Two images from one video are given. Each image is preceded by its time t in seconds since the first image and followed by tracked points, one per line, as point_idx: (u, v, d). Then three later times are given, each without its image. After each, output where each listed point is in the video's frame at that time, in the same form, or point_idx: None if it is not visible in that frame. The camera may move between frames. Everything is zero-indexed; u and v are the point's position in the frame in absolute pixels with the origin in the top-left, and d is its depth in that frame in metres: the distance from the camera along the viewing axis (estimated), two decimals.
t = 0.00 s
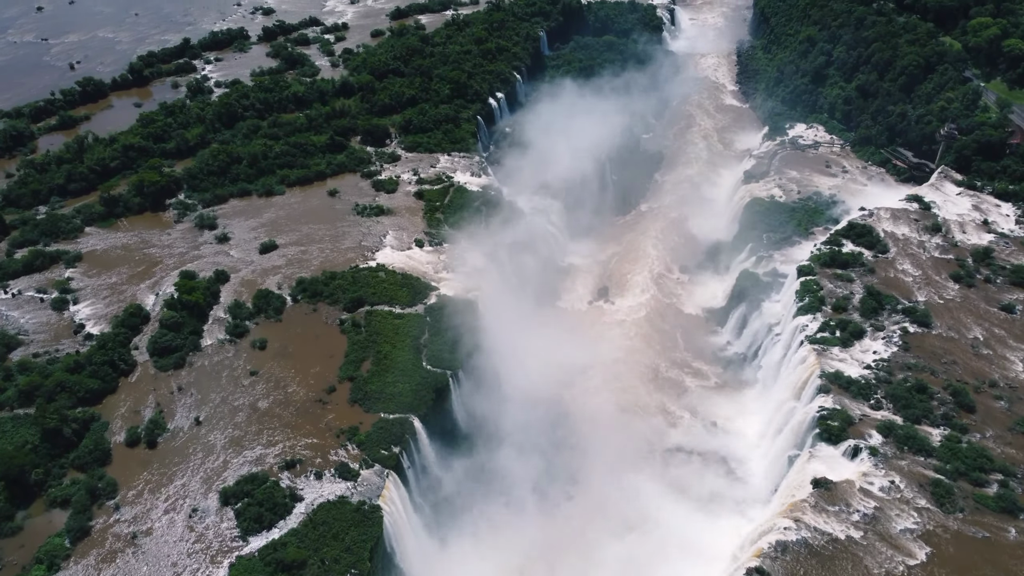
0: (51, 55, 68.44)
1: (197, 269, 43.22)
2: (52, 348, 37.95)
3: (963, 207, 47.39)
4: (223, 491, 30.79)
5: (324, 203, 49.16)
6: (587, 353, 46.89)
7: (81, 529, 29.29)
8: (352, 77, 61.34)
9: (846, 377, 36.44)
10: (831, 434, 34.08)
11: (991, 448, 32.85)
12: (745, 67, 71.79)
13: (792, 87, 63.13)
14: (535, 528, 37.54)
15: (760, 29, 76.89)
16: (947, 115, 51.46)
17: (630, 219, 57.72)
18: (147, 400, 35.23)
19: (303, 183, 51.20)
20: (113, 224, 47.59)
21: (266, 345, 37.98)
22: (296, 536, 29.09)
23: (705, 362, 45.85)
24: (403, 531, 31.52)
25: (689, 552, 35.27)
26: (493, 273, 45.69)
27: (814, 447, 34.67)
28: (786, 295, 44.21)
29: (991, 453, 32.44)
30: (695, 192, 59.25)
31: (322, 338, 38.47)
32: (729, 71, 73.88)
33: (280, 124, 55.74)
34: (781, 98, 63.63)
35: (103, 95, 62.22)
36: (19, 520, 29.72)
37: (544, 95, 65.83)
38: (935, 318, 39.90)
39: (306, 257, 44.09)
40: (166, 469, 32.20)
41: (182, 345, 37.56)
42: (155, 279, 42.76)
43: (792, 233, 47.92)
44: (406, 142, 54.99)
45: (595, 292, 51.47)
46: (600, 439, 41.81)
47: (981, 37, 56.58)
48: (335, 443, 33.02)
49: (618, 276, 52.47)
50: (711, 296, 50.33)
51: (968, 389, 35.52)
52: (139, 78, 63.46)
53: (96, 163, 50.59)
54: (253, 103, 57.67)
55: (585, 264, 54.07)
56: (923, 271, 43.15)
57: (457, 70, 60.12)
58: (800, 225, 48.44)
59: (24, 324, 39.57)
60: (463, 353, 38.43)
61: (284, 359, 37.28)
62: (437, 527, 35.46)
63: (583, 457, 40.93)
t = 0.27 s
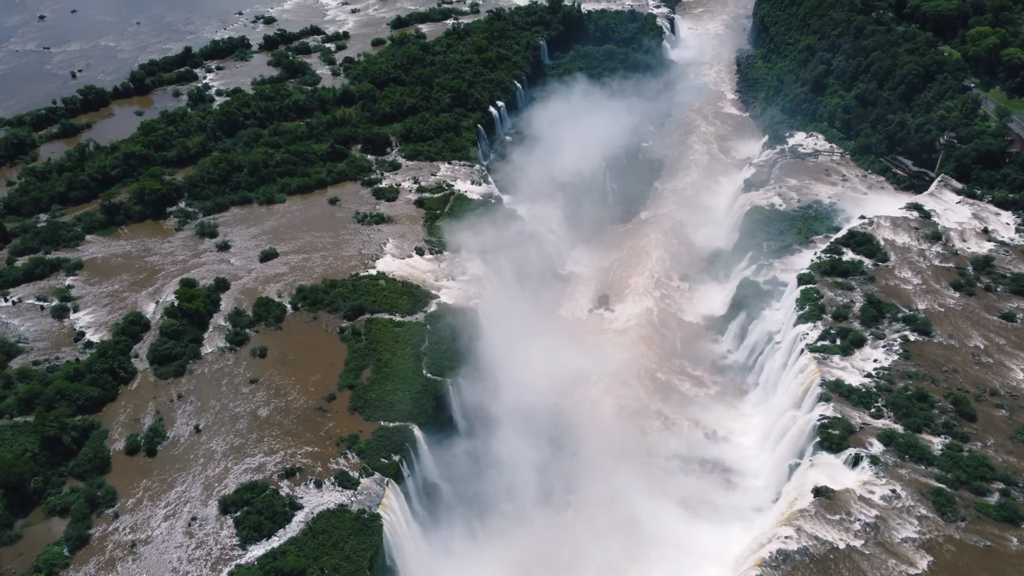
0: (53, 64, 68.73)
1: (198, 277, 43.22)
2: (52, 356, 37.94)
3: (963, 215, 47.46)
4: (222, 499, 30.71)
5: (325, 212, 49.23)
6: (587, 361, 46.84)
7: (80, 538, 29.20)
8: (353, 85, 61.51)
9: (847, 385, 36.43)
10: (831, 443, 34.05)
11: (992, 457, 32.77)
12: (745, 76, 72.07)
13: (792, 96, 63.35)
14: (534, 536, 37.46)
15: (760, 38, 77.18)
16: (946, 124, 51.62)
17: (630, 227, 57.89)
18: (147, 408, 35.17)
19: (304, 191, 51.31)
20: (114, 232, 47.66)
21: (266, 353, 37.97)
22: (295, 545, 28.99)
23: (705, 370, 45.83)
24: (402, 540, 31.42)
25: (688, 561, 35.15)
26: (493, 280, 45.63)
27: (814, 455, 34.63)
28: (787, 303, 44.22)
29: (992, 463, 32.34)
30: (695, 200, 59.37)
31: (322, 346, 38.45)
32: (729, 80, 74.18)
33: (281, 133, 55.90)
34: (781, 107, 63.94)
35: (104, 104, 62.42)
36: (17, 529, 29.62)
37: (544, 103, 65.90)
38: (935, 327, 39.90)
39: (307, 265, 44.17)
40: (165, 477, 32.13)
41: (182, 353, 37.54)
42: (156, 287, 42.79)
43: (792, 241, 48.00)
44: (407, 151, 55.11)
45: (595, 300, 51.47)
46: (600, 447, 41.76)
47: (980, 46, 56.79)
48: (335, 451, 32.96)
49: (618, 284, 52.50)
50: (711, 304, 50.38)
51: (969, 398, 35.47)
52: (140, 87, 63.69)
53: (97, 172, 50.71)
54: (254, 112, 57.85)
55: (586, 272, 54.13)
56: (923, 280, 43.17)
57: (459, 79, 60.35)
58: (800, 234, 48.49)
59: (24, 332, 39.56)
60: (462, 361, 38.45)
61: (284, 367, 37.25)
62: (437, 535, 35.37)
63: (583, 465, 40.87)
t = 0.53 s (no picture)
0: (55, 72, 69.00)
1: (198, 284, 43.25)
2: (53, 363, 37.92)
3: (963, 223, 47.52)
4: (222, 507, 30.63)
5: (325, 219, 49.31)
6: (588, 369, 46.81)
7: (79, 545, 29.13)
8: (354, 93, 61.68)
9: (848, 393, 36.40)
10: (832, 451, 34.00)
11: (994, 465, 32.70)
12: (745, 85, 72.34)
13: (792, 104, 63.55)
14: (536, 545, 37.37)
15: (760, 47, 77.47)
16: (946, 132, 51.76)
17: (630, 234, 57.94)
18: (147, 416, 35.14)
19: (304, 199, 51.40)
20: (115, 240, 47.73)
21: (266, 361, 37.96)
22: (295, 553, 28.92)
23: (706, 378, 45.81)
24: (403, 549, 31.32)
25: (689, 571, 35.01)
26: (494, 288, 45.65)
27: (815, 463, 34.56)
28: (787, 310, 44.23)
29: (994, 471, 32.28)
30: (695, 208, 59.48)
31: (322, 354, 38.44)
32: (729, 88, 74.42)
33: (282, 141, 56.05)
34: (781, 116, 64.19)
35: (106, 111, 62.60)
36: (16, 537, 29.54)
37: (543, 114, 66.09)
38: (936, 334, 39.90)
39: (307, 273, 44.20)
40: (165, 485, 32.06)
41: (182, 360, 37.52)
42: (156, 294, 42.82)
43: (792, 249, 48.05)
44: (407, 159, 55.24)
45: (596, 307, 51.48)
46: (601, 456, 41.67)
47: (980, 54, 56.99)
48: (335, 458, 32.89)
49: (618, 292, 52.51)
50: (712, 312, 50.41)
51: (970, 406, 35.44)
52: (142, 95, 63.89)
53: (98, 179, 50.83)
54: (255, 120, 58.00)
55: (587, 279, 54.17)
56: (924, 288, 43.18)
57: (459, 87, 60.57)
58: (800, 242, 48.54)
59: (24, 339, 39.56)
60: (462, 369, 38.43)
61: (284, 375, 37.22)
62: (438, 543, 35.28)
63: (584, 473, 40.80)
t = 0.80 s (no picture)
0: (57, 80, 69.27)
1: (198, 292, 43.26)
2: (53, 371, 37.89)
3: (964, 231, 47.61)
4: (221, 516, 30.53)
5: (326, 227, 49.37)
6: (589, 377, 46.75)
7: (78, 554, 29.04)
8: (355, 102, 61.85)
9: (849, 402, 36.36)
10: (834, 460, 33.95)
11: (996, 473, 32.63)
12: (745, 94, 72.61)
13: (792, 112, 63.83)
14: (536, 555, 37.19)
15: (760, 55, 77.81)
16: (946, 141, 51.91)
17: (631, 242, 57.92)
18: (147, 424, 35.10)
19: (305, 207, 51.52)
20: (115, 248, 47.78)
21: (266, 369, 37.93)
22: (295, 562, 28.82)
23: (707, 386, 45.76)
24: (403, 558, 31.20)
25: None
26: (494, 296, 45.66)
27: (817, 472, 34.47)
28: (788, 319, 44.22)
29: (995, 479, 32.20)
30: (695, 217, 59.54)
31: (322, 362, 38.41)
32: (728, 96, 74.60)
33: (283, 149, 56.24)
34: (781, 124, 64.37)
35: (107, 120, 62.79)
36: (15, 545, 29.45)
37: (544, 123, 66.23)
38: (937, 342, 39.90)
39: (308, 280, 44.26)
40: (164, 494, 31.98)
41: (182, 368, 37.49)
42: (157, 302, 42.84)
43: (792, 257, 48.10)
44: (408, 167, 55.37)
45: (597, 316, 51.44)
46: (602, 464, 41.53)
47: (979, 63, 57.24)
48: (335, 467, 32.81)
49: (619, 300, 52.51)
50: (712, 320, 50.40)
51: (971, 414, 35.40)
52: (143, 103, 64.10)
53: (99, 188, 50.94)
54: (256, 128, 58.15)
55: (588, 287, 54.14)
56: (924, 296, 43.21)
57: (460, 96, 60.78)
58: (801, 250, 48.58)
59: (25, 347, 39.56)
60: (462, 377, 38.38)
61: (284, 383, 37.18)
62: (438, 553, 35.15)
63: (587, 482, 40.65)
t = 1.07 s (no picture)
0: (59, 89, 69.57)
1: (199, 301, 43.29)
2: (53, 380, 37.86)
3: (964, 240, 47.69)
4: (221, 525, 30.45)
5: (327, 236, 49.46)
6: (590, 386, 46.68)
7: (77, 563, 28.95)
8: (356, 111, 62.06)
9: (850, 411, 36.31)
10: (835, 469, 33.88)
11: (997, 483, 32.55)
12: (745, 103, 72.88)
13: (791, 122, 64.08)
14: (537, 564, 36.95)
15: (760, 65, 78.15)
16: (946, 149, 52.02)
17: (632, 251, 58.01)
18: (146, 432, 35.05)
19: (306, 216, 51.61)
20: (116, 256, 47.85)
21: (266, 378, 37.91)
22: (294, 572, 28.73)
23: (707, 395, 45.71)
24: (403, 568, 31.06)
25: None
26: (495, 305, 45.69)
27: (818, 481, 34.39)
28: (788, 327, 44.22)
29: (997, 489, 32.12)
30: (696, 226, 59.66)
31: (323, 370, 38.39)
32: (728, 105, 74.82)
33: (284, 158, 56.42)
34: (781, 133, 64.57)
35: (109, 128, 63.02)
36: (14, 554, 29.37)
37: (546, 131, 66.31)
38: (938, 351, 39.89)
39: (308, 289, 44.29)
40: (164, 502, 31.90)
41: (182, 377, 37.47)
42: (157, 310, 42.87)
43: (793, 266, 48.13)
44: (409, 176, 55.51)
45: (597, 324, 51.42)
46: (603, 474, 41.38)
47: (979, 72, 57.47)
48: (335, 476, 32.75)
49: (620, 309, 52.50)
50: (713, 329, 50.42)
51: (972, 423, 35.35)
52: (145, 112, 64.33)
53: (100, 196, 51.06)
54: (257, 137, 58.32)
55: (589, 295, 54.13)
56: (925, 304, 43.22)
57: (461, 105, 61.03)
58: (801, 258, 48.63)
59: (25, 355, 39.55)
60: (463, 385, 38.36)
61: (284, 392, 37.15)
62: (438, 563, 34.97)
63: (587, 490, 40.54)
